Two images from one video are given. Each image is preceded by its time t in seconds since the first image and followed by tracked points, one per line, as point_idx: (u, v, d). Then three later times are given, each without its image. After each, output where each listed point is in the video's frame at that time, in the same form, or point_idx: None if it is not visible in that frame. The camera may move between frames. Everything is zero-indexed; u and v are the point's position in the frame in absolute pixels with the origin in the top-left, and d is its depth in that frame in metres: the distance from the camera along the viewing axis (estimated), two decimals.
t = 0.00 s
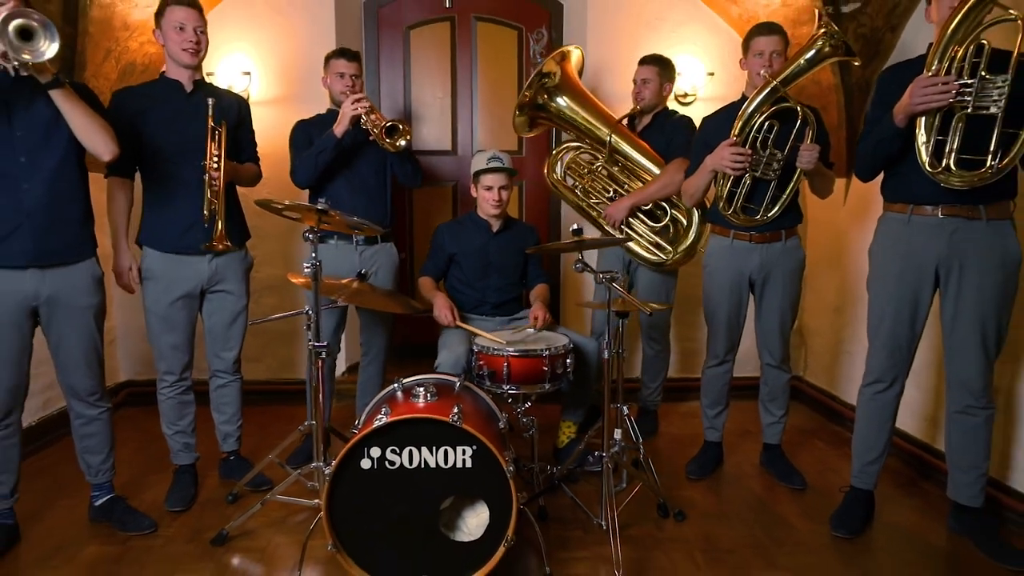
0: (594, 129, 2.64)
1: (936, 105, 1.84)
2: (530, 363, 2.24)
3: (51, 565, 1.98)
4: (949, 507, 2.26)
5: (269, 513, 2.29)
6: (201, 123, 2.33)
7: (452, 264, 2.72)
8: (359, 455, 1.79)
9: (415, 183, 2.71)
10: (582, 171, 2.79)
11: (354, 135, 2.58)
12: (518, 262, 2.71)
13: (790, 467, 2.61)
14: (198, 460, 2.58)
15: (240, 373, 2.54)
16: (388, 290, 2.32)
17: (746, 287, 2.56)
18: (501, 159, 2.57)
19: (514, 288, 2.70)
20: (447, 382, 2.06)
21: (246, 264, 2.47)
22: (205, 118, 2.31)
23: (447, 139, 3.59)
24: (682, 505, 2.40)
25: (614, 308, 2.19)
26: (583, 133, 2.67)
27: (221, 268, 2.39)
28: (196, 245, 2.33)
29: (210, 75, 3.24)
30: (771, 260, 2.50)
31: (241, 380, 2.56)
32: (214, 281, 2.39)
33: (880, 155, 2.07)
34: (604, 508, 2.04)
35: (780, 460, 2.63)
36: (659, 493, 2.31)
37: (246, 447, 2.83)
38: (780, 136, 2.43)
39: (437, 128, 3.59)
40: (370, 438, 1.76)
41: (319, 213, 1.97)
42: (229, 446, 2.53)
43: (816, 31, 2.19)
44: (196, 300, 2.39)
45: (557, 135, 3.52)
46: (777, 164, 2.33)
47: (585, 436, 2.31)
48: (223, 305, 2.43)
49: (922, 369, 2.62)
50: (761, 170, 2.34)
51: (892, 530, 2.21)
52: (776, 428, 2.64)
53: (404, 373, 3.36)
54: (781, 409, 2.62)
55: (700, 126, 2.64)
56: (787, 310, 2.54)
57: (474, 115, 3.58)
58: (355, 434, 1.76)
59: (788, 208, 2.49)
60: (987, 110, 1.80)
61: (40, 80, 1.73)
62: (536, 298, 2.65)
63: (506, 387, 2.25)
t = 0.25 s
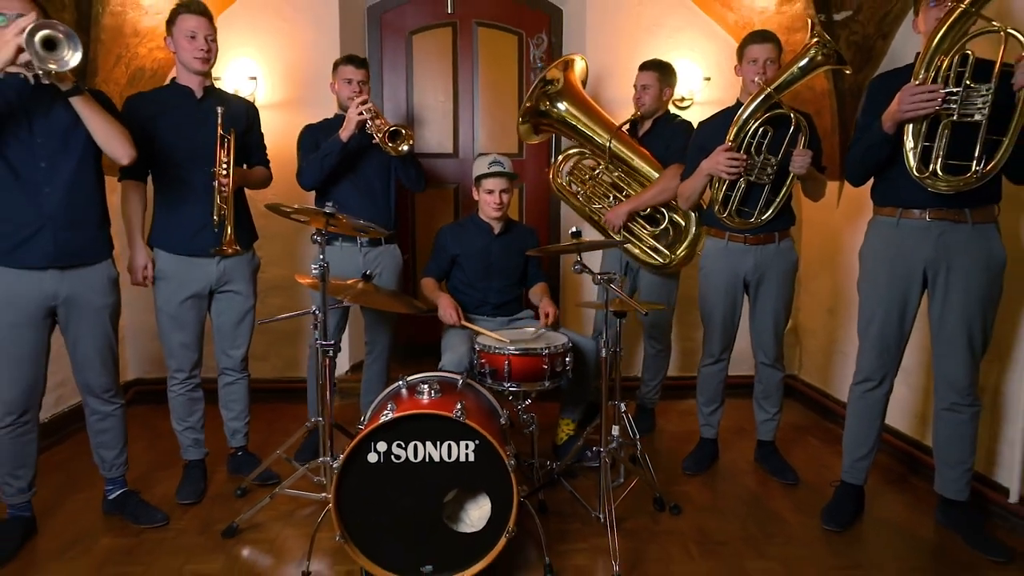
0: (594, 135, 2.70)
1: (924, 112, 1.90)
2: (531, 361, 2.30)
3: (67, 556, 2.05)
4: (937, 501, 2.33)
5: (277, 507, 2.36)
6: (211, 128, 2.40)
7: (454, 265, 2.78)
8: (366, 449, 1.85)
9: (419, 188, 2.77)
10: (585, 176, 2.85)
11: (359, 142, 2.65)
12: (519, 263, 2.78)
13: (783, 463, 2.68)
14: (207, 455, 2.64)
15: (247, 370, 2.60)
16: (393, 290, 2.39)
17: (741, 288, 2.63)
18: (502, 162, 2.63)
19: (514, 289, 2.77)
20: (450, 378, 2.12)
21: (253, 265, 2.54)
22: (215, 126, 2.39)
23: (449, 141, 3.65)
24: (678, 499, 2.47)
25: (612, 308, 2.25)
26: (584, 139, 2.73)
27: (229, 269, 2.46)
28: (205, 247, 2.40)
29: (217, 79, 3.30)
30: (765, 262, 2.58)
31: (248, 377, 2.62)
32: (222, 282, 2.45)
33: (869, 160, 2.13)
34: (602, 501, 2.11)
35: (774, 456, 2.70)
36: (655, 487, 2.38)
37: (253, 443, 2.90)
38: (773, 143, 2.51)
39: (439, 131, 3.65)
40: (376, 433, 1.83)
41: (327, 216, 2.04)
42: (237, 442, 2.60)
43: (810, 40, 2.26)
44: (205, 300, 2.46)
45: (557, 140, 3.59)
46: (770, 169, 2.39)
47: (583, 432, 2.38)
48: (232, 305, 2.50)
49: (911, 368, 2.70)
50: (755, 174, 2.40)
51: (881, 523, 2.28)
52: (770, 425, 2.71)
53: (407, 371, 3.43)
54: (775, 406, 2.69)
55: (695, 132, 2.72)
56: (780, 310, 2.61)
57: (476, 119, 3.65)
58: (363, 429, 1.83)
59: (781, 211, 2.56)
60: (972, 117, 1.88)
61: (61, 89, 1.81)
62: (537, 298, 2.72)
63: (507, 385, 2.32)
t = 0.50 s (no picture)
0: (591, 140, 2.79)
1: (906, 118, 1.98)
2: (529, 360, 2.38)
3: (83, 547, 2.13)
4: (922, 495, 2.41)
5: (284, 501, 2.43)
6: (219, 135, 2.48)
7: (455, 267, 2.86)
8: (371, 444, 1.93)
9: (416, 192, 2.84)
10: (581, 180, 2.94)
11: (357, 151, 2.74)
12: (518, 265, 2.86)
13: (774, 458, 2.76)
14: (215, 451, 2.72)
15: (254, 369, 2.68)
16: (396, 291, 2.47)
17: (735, 288, 2.71)
18: (501, 166, 2.71)
19: (514, 290, 2.86)
20: (451, 376, 2.20)
21: (260, 267, 2.61)
22: (223, 133, 2.46)
23: (450, 145, 3.73)
24: (672, 493, 2.54)
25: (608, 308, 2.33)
26: (581, 144, 2.82)
27: (238, 271, 2.54)
28: (214, 249, 2.47)
29: (224, 84, 3.35)
30: (758, 263, 2.66)
31: (255, 375, 2.70)
32: (231, 283, 2.53)
33: (855, 166, 2.22)
34: (599, 495, 2.18)
35: (765, 452, 2.78)
36: (649, 481, 2.46)
37: (260, 440, 2.98)
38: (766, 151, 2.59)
39: (439, 134, 3.73)
40: (381, 428, 1.91)
41: (333, 221, 2.13)
42: (244, 438, 2.68)
43: (802, 49, 2.33)
44: (214, 301, 2.53)
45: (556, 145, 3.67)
46: (762, 175, 2.47)
47: (580, 429, 2.46)
48: (239, 306, 2.58)
49: (898, 366, 2.78)
50: (749, 179, 2.47)
51: (868, 516, 2.36)
52: (762, 422, 2.79)
53: (409, 370, 3.51)
54: (766, 404, 2.77)
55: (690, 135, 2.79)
56: (773, 310, 2.69)
57: (476, 123, 3.73)
58: (368, 424, 1.90)
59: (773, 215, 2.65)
60: (951, 123, 1.95)
61: (81, 99, 1.89)
62: (536, 298, 2.80)
63: (507, 382, 2.39)
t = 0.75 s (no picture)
0: (585, 143, 2.83)
1: (892, 127, 2.05)
2: (527, 359, 2.44)
3: (93, 539, 2.20)
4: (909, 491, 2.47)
5: (287, 497, 2.50)
6: (225, 140, 2.55)
7: (454, 268, 2.93)
8: (374, 440, 1.99)
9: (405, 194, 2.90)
10: (575, 182, 2.97)
11: (349, 149, 2.80)
12: (516, 266, 2.92)
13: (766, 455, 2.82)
14: (220, 449, 2.78)
15: (257, 368, 2.74)
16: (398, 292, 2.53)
17: (729, 290, 2.77)
18: (498, 169, 2.78)
19: (512, 291, 2.92)
20: (451, 374, 2.26)
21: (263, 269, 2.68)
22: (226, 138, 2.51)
23: (450, 147, 3.80)
24: (666, 489, 2.61)
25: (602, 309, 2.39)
26: (575, 146, 2.86)
27: (242, 272, 2.60)
28: (220, 252, 2.54)
29: (228, 88, 3.40)
30: (751, 264, 2.72)
31: (258, 374, 2.76)
32: (236, 284, 2.59)
33: (843, 171, 2.29)
34: (594, 490, 2.25)
35: (757, 449, 2.85)
36: (644, 477, 2.53)
37: (263, 437, 3.04)
38: (760, 156, 2.65)
39: (439, 137, 3.79)
40: (383, 425, 1.97)
41: (336, 223, 2.19)
42: (249, 436, 2.74)
43: (794, 59, 2.39)
44: (220, 302, 2.60)
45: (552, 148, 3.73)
46: (755, 180, 2.54)
47: (576, 426, 2.52)
48: (244, 306, 2.64)
49: (888, 366, 2.84)
50: (742, 185, 2.54)
51: (856, 511, 2.43)
52: (754, 420, 2.85)
53: (409, 368, 3.57)
54: (759, 403, 2.83)
55: (684, 142, 2.88)
56: (767, 311, 2.76)
57: (475, 127, 3.79)
58: (371, 421, 1.97)
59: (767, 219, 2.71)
60: (935, 133, 2.03)
61: (95, 106, 2.00)
62: (534, 299, 2.87)
63: (505, 381, 2.45)
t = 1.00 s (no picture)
0: (578, 145, 2.84)
1: (880, 131, 2.11)
2: (526, 359, 2.50)
3: (105, 533, 2.26)
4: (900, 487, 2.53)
5: (292, 493, 2.55)
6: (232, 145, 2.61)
7: (455, 270, 2.99)
8: (377, 437, 2.05)
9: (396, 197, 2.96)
10: (568, 184, 3.03)
11: (344, 156, 2.86)
12: (516, 268, 2.98)
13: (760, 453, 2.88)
14: (226, 446, 2.85)
15: (263, 367, 2.79)
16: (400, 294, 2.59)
17: (725, 291, 2.83)
18: (497, 172, 2.84)
19: (512, 292, 2.98)
20: (452, 373, 2.32)
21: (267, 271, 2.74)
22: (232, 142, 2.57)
23: (450, 150, 3.86)
24: (662, 486, 2.67)
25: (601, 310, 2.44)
26: (568, 149, 2.88)
27: (249, 274, 2.66)
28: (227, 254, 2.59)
29: (232, 92, 3.46)
30: (747, 265, 2.78)
31: (264, 373, 2.82)
32: (242, 285, 2.65)
33: (834, 175, 2.35)
34: (591, 486, 2.31)
35: (752, 447, 2.91)
36: (640, 474, 2.59)
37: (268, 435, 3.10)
38: (755, 160, 2.71)
39: (439, 140, 3.85)
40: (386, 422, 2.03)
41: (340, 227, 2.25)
42: (254, 434, 2.80)
43: (789, 66, 2.45)
44: (226, 303, 2.66)
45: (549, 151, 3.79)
46: (751, 184, 2.59)
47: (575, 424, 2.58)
48: (250, 307, 2.70)
49: (879, 365, 2.91)
50: (738, 189, 2.59)
51: (848, 507, 2.49)
52: (749, 418, 2.91)
53: (410, 368, 3.63)
54: (754, 401, 2.89)
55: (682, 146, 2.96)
56: (763, 311, 2.82)
57: (475, 130, 3.85)
58: (374, 418, 2.02)
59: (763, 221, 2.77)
60: (921, 136, 2.08)
61: (107, 113, 2.06)
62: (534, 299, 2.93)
63: (504, 380, 2.51)
